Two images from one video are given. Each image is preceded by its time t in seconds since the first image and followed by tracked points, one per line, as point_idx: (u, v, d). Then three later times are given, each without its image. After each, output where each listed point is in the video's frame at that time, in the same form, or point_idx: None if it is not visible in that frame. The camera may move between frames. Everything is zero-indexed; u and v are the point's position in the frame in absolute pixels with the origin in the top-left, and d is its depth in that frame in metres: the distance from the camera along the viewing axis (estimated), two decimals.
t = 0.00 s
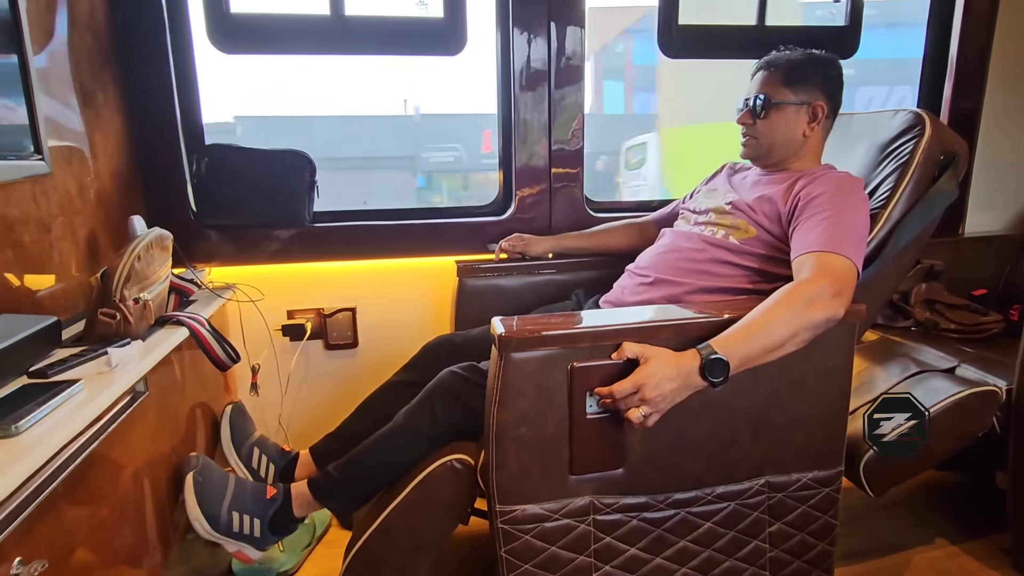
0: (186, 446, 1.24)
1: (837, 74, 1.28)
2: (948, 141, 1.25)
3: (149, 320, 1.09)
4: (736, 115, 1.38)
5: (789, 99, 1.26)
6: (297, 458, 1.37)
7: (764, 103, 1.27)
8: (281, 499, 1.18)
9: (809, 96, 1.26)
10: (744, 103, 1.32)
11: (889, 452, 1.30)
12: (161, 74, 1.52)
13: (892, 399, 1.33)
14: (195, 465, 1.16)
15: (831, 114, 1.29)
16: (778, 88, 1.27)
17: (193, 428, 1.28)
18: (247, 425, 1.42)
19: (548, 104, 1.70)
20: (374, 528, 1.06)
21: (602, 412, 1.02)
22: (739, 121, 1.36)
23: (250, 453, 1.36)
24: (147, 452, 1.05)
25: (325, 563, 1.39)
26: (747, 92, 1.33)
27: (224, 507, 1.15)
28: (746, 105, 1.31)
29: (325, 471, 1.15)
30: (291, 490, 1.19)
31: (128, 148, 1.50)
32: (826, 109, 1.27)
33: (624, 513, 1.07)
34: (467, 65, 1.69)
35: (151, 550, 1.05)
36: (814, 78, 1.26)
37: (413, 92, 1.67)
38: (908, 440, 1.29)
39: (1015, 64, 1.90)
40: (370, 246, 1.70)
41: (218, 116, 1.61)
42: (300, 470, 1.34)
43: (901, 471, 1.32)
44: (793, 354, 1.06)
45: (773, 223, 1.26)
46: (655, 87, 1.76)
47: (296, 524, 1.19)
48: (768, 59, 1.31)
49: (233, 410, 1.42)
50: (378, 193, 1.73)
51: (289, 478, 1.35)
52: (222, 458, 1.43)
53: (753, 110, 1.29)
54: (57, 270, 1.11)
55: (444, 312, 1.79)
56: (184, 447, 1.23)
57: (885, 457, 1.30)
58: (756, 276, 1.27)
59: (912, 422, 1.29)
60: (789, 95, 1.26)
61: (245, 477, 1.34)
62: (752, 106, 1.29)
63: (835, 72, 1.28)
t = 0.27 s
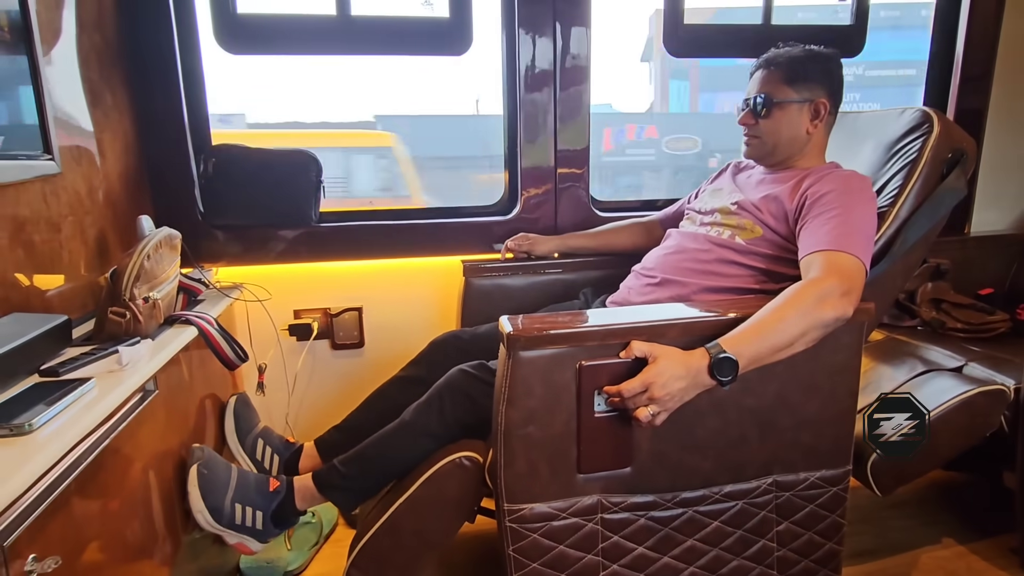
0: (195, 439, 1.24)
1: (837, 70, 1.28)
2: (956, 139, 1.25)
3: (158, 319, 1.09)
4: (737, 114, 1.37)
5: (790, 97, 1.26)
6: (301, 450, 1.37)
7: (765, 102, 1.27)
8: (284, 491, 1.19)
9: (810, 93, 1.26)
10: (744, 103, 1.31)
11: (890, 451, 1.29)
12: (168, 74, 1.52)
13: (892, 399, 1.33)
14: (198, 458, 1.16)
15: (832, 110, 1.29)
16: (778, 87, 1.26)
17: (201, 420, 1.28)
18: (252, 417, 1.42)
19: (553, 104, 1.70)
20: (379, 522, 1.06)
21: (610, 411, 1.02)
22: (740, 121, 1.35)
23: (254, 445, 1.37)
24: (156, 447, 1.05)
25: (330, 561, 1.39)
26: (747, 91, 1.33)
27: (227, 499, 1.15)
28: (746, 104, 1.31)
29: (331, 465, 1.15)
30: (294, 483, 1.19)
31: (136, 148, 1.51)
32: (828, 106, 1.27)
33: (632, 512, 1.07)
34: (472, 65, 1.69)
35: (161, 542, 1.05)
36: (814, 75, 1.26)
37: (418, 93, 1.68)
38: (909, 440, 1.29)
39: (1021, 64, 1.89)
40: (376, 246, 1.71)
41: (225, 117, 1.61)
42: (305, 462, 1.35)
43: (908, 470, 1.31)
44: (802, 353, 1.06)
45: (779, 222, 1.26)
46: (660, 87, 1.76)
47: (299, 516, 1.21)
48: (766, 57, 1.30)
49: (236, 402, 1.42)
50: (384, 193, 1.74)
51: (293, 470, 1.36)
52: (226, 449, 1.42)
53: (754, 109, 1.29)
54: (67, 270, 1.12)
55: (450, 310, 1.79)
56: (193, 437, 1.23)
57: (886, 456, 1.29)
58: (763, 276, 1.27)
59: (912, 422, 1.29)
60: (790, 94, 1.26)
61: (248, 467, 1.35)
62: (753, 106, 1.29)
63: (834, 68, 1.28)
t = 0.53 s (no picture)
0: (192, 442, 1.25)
1: (833, 72, 1.28)
2: (953, 141, 1.25)
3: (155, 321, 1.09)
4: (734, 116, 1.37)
5: (787, 100, 1.26)
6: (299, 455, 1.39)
7: (762, 105, 1.27)
8: (279, 493, 1.19)
9: (807, 96, 1.26)
10: (742, 105, 1.31)
11: (890, 450, 1.29)
12: (167, 76, 1.52)
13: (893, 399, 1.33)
14: (191, 462, 1.15)
15: (829, 112, 1.29)
16: (775, 89, 1.26)
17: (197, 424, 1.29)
18: (248, 421, 1.42)
19: (552, 106, 1.70)
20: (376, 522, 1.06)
21: (607, 413, 1.01)
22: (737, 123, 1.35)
23: (251, 449, 1.37)
24: (152, 447, 1.06)
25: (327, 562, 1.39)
26: (743, 94, 1.33)
27: (221, 502, 1.15)
28: (743, 107, 1.31)
29: (328, 465, 1.14)
30: (289, 485, 1.19)
31: (134, 150, 1.51)
32: (825, 108, 1.27)
33: (628, 515, 1.06)
34: (471, 67, 1.69)
35: (157, 543, 1.05)
36: (811, 77, 1.26)
37: (417, 95, 1.68)
38: (910, 438, 1.29)
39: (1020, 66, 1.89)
40: (374, 248, 1.70)
41: (223, 119, 1.61)
42: (303, 466, 1.36)
43: (906, 473, 1.31)
44: (799, 356, 1.06)
45: (776, 225, 1.26)
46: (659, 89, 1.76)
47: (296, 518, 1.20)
48: (762, 59, 1.30)
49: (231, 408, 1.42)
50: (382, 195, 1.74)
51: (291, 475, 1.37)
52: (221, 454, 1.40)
53: (751, 112, 1.29)
54: (64, 272, 1.12)
55: (448, 313, 1.79)
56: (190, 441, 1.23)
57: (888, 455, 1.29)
58: (760, 279, 1.27)
59: (913, 422, 1.29)
60: (787, 96, 1.26)
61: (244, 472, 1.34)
62: (750, 108, 1.29)
63: (830, 71, 1.28)
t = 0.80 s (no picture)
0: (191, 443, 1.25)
1: (836, 75, 1.28)
2: (956, 144, 1.24)
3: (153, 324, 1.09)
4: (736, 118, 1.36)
5: (789, 102, 1.25)
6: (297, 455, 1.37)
7: (764, 106, 1.26)
8: (277, 495, 1.17)
9: (809, 98, 1.25)
10: (744, 106, 1.31)
11: (890, 452, 1.28)
12: (166, 78, 1.52)
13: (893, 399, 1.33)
14: (187, 465, 1.14)
15: (832, 115, 1.28)
16: (778, 91, 1.25)
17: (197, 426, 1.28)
18: (247, 422, 1.42)
19: (553, 107, 1.69)
20: (372, 523, 1.05)
21: (607, 417, 1.01)
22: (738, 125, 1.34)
23: (250, 451, 1.37)
24: (151, 449, 1.05)
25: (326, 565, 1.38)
26: (745, 96, 1.32)
27: (219, 505, 1.15)
28: (745, 108, 1.30)
29: (327, 468, 1.13)
30: (287, 487, 1.17)
31: (133, 151, 1.51)
32: (828, 110, 1.26)
33: (629, 520, 1.06)
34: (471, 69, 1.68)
35: (156, 546, 1.05)
36: (814, 80, 1.25)
37: (417, 97, 1.67)
38: (909, 439, 1.28)
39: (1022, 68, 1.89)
40: (374, 250, 1.70)
41: (223, 121, 1.61)
42: (301, 468, 1.34)
43: (908, 477, 1.30)
44: (800, 360, 1.05)
45: (777, 228, 1.25)
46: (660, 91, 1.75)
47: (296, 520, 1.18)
48: (765, 61, 1.29)
49: (229, 409, 1.41)
50: (382, 197, 1.73)
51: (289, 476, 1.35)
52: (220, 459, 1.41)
53: (753, 114, 1.28)
54: (62, 275, 1.12)
55: (448, 315, 1.78)
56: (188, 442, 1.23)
57: (887, 457, 1.28)
58: (761, 282, 1.26)
59: (912, 422, 1.28)
60: (789, 98, 1.25)
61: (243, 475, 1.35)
62: (752, 110, 1.28)
63: (833, 73, 1.27)
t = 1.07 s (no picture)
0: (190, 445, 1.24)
1: (841, 74, 1.26)
2: (958, 142, 1.23)
3: (151, 323, 1.08)
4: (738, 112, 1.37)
5: (786, 98, 1.25)
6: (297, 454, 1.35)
7: (762, 101, 1.26)
8: (277, 496, 1.15)
9: (808, 95, 1.24)
10: (745, 101, 1.31)
11: (891, 450, 1.28)
12: (164, 76, 1.51)
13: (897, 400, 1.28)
14: (185, 468, 1.15)
15: (833, 114, 1.27)
16: (776, 87, 1.25)
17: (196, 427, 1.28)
18: (247, 422, 1.42)
19: (553, 106, 1.69)
20: (371, 522, 1.04)
21: (608, 416, 1.00)
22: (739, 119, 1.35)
23: (249, 451, 1.37)
24: (150, 449, 1.05)
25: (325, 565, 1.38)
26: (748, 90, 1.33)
27: (219, 507, 1.14)
28: (745, 102, 1.31)
29: (327, 467, 1.13)
30: (287, 487, 1.15)
31: (131, 150, 1.50)
32: (827, 109, 1.25)
33: (630, 520, 1.05)
34: (471, 67, 1.68)
35: (155, 546, 1.05)
36: (815, 77, 1.24)
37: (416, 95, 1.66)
38: (910, 439, 1.28)
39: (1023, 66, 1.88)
40: (373, 250, 1.69)
41: (222, 119, 1.60)
42: (300, 467, 1.32)
43: (910, 477, 1.30)
44: (802, 359, 1.04)
45: (779, 227, 1.25)
46: (660, 89, 1.75)
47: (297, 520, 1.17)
48: (769, 56, 1.29)
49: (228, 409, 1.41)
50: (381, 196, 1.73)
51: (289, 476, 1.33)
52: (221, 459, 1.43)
53: (751, 108, 1.29)
54: (59, 273, 1.11)
55: (447, 314, 1.77)
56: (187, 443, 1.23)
57: (890, 455, 1.28)
58: (762, 281, 1.26)
59: (913, 422, 1.28)
60: (787, 94, 1.25)
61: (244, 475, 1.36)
62: (751, 104, 1.29)
63: (838, 71, 1.26)
